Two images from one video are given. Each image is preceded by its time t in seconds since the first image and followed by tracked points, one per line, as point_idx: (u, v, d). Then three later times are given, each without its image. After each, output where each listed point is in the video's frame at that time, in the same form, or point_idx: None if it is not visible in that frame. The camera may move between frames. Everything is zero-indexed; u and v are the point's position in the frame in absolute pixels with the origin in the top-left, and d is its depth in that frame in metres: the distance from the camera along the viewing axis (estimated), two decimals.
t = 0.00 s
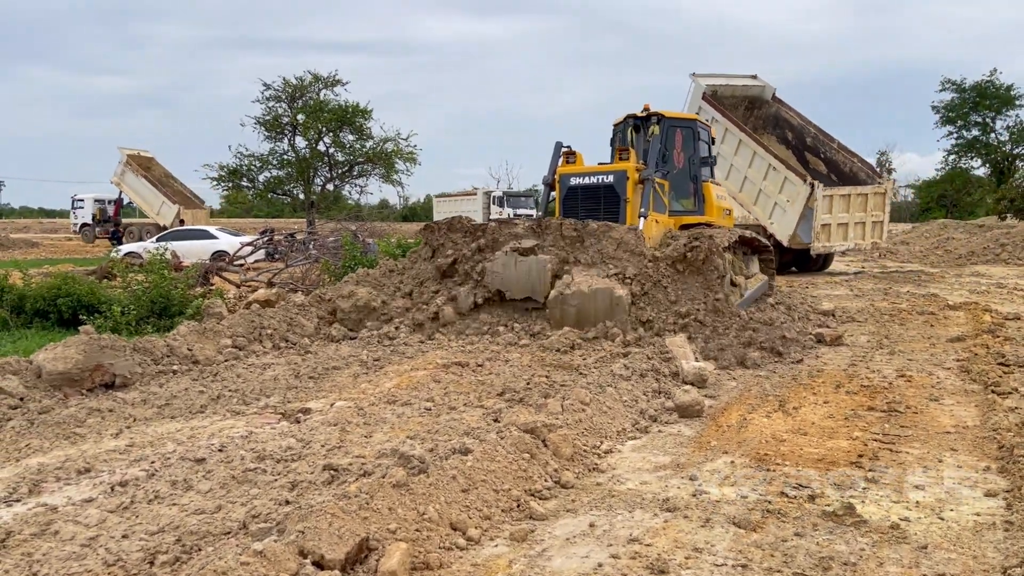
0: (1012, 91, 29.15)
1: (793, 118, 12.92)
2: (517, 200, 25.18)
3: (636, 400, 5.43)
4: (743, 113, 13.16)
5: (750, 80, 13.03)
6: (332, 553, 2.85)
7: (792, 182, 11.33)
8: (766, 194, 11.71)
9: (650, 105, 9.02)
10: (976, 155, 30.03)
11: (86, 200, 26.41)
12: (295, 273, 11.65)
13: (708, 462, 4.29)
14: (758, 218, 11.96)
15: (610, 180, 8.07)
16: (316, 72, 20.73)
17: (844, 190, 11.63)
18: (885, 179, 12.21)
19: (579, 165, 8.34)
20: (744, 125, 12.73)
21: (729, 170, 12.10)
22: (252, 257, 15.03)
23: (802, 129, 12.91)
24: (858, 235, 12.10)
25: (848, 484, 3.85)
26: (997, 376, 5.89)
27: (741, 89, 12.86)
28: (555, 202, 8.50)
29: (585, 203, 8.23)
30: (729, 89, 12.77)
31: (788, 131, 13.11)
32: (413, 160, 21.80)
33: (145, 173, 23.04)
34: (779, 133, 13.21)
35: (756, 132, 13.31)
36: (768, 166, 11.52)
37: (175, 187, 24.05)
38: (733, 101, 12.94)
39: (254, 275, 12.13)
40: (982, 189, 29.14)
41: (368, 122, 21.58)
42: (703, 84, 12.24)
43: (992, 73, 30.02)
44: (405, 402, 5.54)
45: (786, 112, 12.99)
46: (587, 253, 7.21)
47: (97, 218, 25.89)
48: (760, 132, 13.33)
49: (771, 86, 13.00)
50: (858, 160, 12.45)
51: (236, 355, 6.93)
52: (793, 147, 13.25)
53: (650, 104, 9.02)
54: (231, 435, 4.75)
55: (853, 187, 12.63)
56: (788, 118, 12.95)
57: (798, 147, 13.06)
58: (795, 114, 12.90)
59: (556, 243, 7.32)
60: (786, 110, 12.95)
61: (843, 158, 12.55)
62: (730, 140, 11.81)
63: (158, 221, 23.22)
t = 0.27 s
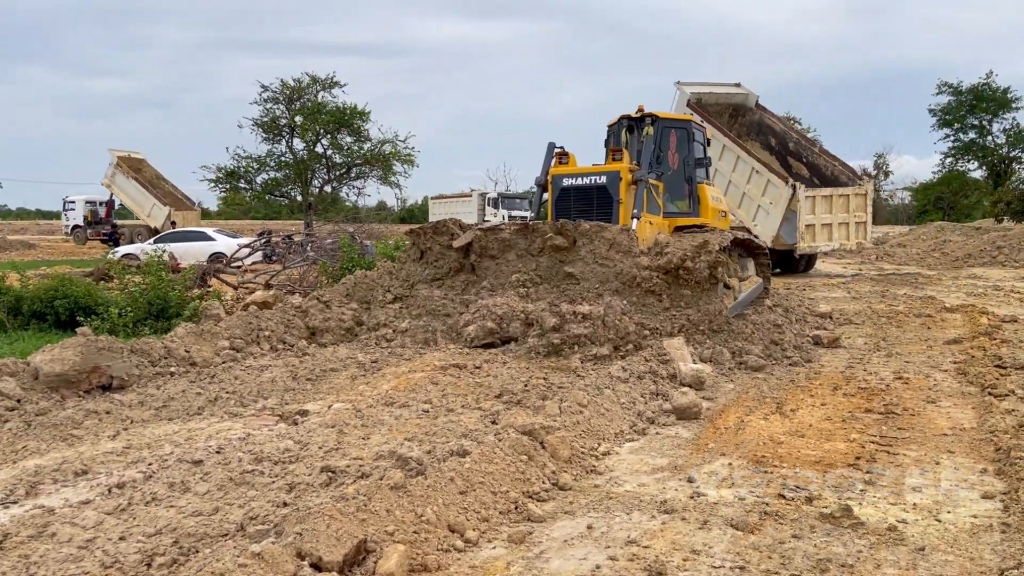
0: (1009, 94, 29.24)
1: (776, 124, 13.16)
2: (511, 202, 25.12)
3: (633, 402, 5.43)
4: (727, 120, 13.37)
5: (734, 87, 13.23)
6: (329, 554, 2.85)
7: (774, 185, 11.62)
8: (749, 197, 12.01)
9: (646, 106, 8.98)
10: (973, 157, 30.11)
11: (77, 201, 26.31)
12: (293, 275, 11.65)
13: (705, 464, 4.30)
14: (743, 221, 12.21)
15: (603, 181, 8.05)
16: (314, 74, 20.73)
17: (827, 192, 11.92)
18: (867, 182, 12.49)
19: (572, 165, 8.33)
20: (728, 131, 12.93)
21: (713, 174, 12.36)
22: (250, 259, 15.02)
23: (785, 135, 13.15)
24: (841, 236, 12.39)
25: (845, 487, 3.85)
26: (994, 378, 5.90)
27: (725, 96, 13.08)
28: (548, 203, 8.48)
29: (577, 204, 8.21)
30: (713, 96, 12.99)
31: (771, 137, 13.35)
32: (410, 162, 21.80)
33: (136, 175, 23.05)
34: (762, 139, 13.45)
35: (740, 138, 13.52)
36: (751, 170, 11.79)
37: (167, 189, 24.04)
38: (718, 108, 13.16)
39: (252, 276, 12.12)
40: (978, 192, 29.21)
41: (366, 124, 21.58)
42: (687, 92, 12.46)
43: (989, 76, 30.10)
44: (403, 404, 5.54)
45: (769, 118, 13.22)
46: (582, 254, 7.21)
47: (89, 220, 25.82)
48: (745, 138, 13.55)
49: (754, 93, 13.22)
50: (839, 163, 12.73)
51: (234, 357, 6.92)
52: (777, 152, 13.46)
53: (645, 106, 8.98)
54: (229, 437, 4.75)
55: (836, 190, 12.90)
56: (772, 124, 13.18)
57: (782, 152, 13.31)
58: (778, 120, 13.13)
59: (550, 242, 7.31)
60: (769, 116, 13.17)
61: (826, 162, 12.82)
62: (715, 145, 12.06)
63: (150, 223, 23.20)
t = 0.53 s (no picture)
0: (1006, 96, 29.31)
1: (760, 130, 13.55)
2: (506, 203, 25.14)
3: (631, 403, 5.44)
4: (713, 127, 13.76)
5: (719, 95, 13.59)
6: (327, 555, 2.85)
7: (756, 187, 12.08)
8: (733, 198, 12.52)
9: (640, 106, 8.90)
10: (970, 159, 30.18)
11: (69, 201, 26.30)
12: (290, 276, 11.64)
13: (703, 465, 4.30)
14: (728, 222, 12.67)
15: (596, 180, 8.04)
16: (312, 75, 20.72)
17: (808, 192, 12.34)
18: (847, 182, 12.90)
19: (565, 165, 8.32)
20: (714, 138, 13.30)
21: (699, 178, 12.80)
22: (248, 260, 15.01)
23: (769, 140, 13.54)
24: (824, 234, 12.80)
25: (843, 488, 3.86)
26: (991, 379, 5.91)
27: (709, 104, 13.46)
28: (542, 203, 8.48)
29: (570, 204, 8.21)
30: (699, 103, 13.36)
31: (756, 142, 13.71)
32: (408, 163, 21.80)
33: (127, 176, 23.03)
34: (747, 144, 13.85)
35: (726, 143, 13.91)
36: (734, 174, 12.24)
37: (157, 190, 23.99)
38: (703, 115, 13.53)
39: (249, 277, 12.12)
40: (975, 194, 29.29)
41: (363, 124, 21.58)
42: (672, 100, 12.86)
43: (986, 78, 30.18)
44: (401, 405, 5.54)
45: (753, 124, 13.62)
46: (576, 254, 7.22)
47: (81, 220, 25.83)
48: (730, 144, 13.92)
49: (738, 101, 13.55)
50: (821, 165, 13.16)
51: (231, 358, 6.92)
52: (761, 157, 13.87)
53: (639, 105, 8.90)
54: (226, 438, 4.74)
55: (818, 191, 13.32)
56: (756, 130, 13.56)
57: (766, 156, 13.70)
58: (762, 126, 13.53)
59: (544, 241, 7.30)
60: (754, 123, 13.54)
61: (808, 165, 13.23)
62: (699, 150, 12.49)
63: (138, 224, 23.16)
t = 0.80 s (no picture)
0: (1004, 97, 29.34)
1: (746, 134, 13.69)
2: (502, 204, 25.13)
3: (630, 403, 5.44)
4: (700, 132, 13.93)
5: (705, 102, 13.67)
6: (326, 554, 2.85)
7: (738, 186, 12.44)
8: (717, 199, 12.97)
9: (636, 105, 8.89)
10: (968, 160, 30.21)
11: (62, 201, 26.36)
12: (289, 276, 11.65)
13: (702, 465, 4.30)
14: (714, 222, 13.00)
15: (591, 179, 8.04)
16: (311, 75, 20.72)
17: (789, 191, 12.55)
18: (830, 182, 12.99)
19: (560, 163, 8.32)
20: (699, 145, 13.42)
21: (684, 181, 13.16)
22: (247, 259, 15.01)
23: (754, 144, 13.69)
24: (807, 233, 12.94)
25: (841, 488, 3.86)
26: (989, 380, 5.92)
27: (695, 110, 13.63)
28: (536, 202, 8.47)
29: (565, 203, 8.20)
30: (684, 110, 13.48)
31: (742, 146, 13.84)
32: (407, 163, 21.79)
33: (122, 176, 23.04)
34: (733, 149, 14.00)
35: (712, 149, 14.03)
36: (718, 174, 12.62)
37: (151, 189, 23.96)
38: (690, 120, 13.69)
39: (248, 276, 12.11)
40: (973, 195, 29.32)
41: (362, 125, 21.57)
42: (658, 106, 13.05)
43: (984, 79, 30.21)
44: (400, 404, 5.54)
45: (739, 130, 13.71)
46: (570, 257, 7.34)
47: (75, 220, 25.85)
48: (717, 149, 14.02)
49: (725, 108, 13.56)
50: (804, 165, 13.39)
51: (230, 357, 6.92)
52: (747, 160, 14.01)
53: (635, 104, 8.89)
54: (225, 437, 4.74)
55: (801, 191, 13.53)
56: (742, 135, 13.69)
57: (751, 160, 13.88)
58: (749, 130, 13.67)
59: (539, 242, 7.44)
60: (739, 128, 13.63)
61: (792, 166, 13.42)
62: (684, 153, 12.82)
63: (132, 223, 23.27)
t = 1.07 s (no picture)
0: (1005, 97, 29.32)
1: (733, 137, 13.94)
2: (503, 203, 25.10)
3: (629, 402, 5.44)
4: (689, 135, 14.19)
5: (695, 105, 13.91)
6: (325, 552, 2.86)
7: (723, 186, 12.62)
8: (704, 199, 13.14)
9: (633, 103, 8.90)
10: (969, 160, 30.19)
11: (58, 200, 26.38)
12: (290, 274, 11.67)
13: (701, 464, 4.31)
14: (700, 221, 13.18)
15: (587, 177, 8.03)
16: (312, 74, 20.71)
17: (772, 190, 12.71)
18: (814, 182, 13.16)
19: (556, 162, 8.32)
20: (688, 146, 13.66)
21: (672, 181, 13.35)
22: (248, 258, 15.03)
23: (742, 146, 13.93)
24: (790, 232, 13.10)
25: (840, 487, 3.87)
26: (989, 380, 5.92)
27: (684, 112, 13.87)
28: (532, 201, 8.46)
29: (560, 202, 8.19)
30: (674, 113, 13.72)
31: (730, 149, 14.10)
32: (408, 162, 21.79)
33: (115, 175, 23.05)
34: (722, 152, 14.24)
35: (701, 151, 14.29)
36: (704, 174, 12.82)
37: (147, 188, 23.98)
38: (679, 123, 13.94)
39: (248, 275, 12.12)
40: (974, 195, 29.32)
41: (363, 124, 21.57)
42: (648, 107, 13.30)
43: (986, 79, 30.20)
44: (400, 403, 5.54)
45: (727, 132, 13.99)
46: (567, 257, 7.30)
47: (69, 218, 25.89)
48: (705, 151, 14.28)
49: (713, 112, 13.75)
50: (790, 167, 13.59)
51: (230, 356, 6.93)
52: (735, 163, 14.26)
53: (633, 103, 8.90)
54: (225, 435, 4.75)
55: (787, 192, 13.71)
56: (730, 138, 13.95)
57: (739, 162, 14.11)
58: (737, 133, 13.95)
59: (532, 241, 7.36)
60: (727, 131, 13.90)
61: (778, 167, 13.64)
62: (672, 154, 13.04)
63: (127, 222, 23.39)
